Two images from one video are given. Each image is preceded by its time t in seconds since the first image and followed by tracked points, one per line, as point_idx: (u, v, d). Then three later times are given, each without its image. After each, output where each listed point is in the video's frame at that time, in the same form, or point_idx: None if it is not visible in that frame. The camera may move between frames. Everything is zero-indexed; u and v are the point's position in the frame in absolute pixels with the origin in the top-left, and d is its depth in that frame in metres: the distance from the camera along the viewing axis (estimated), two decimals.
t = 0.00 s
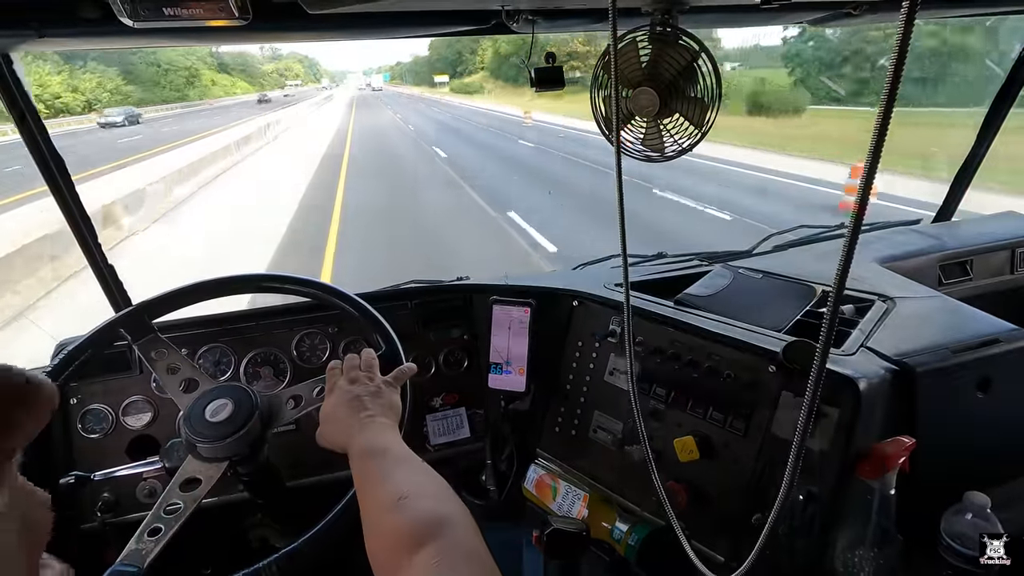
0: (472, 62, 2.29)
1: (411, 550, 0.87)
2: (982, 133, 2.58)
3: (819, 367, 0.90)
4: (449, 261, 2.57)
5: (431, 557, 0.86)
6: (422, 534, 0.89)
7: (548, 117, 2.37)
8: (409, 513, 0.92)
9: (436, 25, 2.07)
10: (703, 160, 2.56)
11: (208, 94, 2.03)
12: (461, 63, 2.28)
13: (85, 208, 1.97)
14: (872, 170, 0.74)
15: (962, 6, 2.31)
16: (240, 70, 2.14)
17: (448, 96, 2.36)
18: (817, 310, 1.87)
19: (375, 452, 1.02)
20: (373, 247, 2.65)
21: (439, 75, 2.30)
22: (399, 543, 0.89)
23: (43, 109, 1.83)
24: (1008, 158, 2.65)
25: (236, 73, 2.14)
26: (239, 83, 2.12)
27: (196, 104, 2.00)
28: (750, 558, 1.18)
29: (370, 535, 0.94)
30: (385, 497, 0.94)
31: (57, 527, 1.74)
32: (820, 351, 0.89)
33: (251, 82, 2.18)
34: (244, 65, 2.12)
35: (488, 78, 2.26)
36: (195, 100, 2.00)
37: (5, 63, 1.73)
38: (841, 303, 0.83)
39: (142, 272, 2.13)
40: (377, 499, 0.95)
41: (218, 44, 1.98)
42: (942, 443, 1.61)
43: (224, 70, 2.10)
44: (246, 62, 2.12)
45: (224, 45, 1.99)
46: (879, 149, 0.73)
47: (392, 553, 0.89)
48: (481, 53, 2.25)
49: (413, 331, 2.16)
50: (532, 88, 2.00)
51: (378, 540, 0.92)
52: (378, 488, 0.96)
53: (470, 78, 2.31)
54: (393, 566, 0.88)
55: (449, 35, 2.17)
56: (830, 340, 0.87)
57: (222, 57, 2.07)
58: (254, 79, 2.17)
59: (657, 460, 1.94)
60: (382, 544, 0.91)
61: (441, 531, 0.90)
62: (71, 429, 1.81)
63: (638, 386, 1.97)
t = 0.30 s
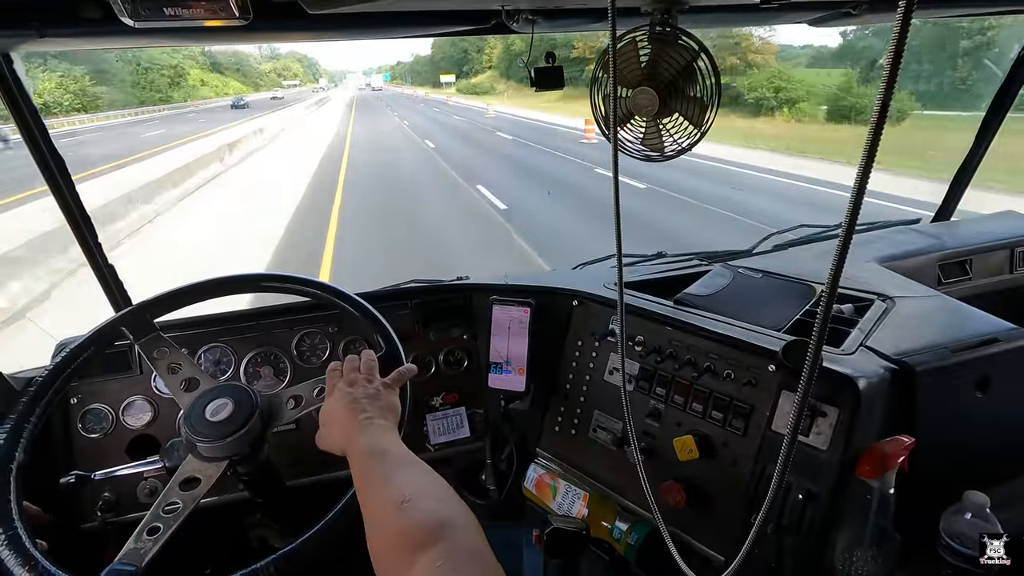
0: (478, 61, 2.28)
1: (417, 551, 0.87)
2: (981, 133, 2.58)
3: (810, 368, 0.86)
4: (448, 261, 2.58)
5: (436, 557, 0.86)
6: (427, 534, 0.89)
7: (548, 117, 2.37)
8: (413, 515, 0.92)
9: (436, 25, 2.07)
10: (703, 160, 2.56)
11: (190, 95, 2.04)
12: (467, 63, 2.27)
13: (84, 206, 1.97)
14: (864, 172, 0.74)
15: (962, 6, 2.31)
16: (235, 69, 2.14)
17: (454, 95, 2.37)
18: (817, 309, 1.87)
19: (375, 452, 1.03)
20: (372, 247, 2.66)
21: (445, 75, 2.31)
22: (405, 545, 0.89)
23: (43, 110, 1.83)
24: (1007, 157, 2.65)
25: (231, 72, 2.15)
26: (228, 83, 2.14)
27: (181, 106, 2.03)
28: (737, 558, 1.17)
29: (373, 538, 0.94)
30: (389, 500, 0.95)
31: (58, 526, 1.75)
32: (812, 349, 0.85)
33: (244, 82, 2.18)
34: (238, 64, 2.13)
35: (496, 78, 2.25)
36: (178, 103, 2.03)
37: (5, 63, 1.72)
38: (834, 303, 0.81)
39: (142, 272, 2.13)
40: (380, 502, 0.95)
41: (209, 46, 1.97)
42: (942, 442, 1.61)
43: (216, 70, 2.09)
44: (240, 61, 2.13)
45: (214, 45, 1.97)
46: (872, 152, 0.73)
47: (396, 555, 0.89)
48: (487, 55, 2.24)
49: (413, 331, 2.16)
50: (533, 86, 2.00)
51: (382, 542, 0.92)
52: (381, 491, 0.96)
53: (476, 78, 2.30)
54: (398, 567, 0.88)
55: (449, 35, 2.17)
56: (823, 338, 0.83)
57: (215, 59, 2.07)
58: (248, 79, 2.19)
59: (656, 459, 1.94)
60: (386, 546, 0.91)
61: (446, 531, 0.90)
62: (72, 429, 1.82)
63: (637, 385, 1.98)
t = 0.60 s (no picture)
0: (485, 60, 2.26)
1: (421, 546, 0.88)
2: (980, 132, 2.59)
3: (811, 365, 0.87)
4: (447, 260, 2.58)
5: (439, 552, 0.86)
6: (430, 530, 0.90)
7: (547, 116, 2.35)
8: (416, 511, 0.92)
9: (435, 24, 2.07)
10: (702, 158, 2.56)
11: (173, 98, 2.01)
12: (474, 61, 2.28)
13: (82, 203, 1.97)
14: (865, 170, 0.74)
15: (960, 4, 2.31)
16: (231, 68, 2.12)
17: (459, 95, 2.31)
18: (816, 307, 1.87)
19: (377, 449, 1.03)
20: (371, 246, 2.66)
21: (454, 75, 2.31)
22: (408, 540, 0.89)
23: (43, 109, 1.84)
24: (1006, 155, 2.65)
25: (226, 71, 2.13)
26: (220, 82, 2.11)
27: (163, 108, 1.99)
28: (742, 552, 1.19)
29: (376, 533, 0.94)
30: (393, 495, 0.95)
31: (58, 524, 1.75)
32: (812, 346, 0.86)
33: (239, 81, 2.14)
34: (233, 64, 2.11)
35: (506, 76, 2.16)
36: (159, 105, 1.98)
37: (4, 61, 1.73)
38: (834, 300, 0.81)
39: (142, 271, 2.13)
40: (383, 498, 0.95)
41: (204, 44, 1.98)
42: (941, 440, 1.62)
43: (208, 69, 2.10)
44: (236, 60, 2.10)
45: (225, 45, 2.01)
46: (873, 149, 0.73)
47: (400, 550, 0.89)
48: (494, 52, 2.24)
49: (413, 329, 2.16)
50: (530, 85, 2.01)
51: (385, 537, 0.92)
52: (383, 487, 0.97)
53: (485, 78, 2.27)
54: (401, 562, 0.88)
55: (447, 33, 2.17)
56: (823, 335, 0.83)
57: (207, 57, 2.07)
58: (244, 79, 2.14)
59: (656, 457, 1.94)
60: (389, 541, 0.91)
61: (448, 528, 0.90)
62: (72, 428, 1.82)
63: (637, 383, 1.98)
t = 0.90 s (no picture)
0: (494, 58, 2.23)
1: (418, 542, 0.87)
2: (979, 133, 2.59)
3: (811, 367, 0.86)
4: (446, 260, 2.58)
5: (437, 548, 0.86)
6: (427, 526, 0.89)
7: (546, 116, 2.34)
8: (414, 507, 0.92)
9: (435, 24, 2.07)
10: (702, 159, 2.55)
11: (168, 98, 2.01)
12: (482, 60, 2.27)
13: (82, 205, 1.98)
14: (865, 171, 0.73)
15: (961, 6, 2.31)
16: (224, 67, 2.15)
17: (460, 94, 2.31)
18: (816, 309, 1.87)
19: (376, 448, 1.03)
20: (370, 247, 2.65)
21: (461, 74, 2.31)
22: (405, 536, 0.89)
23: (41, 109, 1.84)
24: (1006, 157, 2.65)
25: (218, 70, 2.16)
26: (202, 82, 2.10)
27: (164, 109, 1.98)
28: (738, 555, 1.19)
29: (374, 530, 0.93)
30: (390, 492, 0.95)
31: (56, 524, 1.75)
32: (812, 349, 0.85)
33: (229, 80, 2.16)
34: (227, 64, 2.14)
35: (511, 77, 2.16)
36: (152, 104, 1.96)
37: (3, 61, 1.73)
38: (834, 301, 0.81)
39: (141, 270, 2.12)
40: (380, 495, 0.95)
41: (189, 43, 1.98)
42: (940, 442, 1.62)
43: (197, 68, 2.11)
44: (229, 60, 2.13)
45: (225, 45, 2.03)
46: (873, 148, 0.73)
47: (396, 545, 0.89)
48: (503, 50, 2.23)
49: (412, 329, 2.16)
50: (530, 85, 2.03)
51: (382, 534, 0.92)
52: (381, 483, 0.97)
53: (496, 78, 2.24)
54: (397, 558, 0.87)
55: (447, 33, 2.16)
56: (823, 338, 0.83)
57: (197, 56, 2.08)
58: (238, 78, 2.17)
59: (654, 459, 1.94)
60: (386, 537, 0.90)
61: (445, 524, 0.90)
62: (70, 428, 1.81)
63: (636, 384, 1.98)
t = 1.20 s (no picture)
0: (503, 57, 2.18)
1: (421, 554, 0.87)
2: (980, 133, 2.59)
3: (809, 365, 0.87)
4: (446, 262, 2.58)
5: (440, 561, 0.86)
6: (429, 538, 0.89)
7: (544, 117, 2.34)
8: (416, 518, 0.92)
9: (435, 24, 2.06)
10: (702, 159, 2.55)
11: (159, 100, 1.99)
12: (490, 58, 2.24)
13: (81, 204, 1.95)
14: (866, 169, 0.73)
15: (963, 5, 2.30)
16: (217, 66, 2.13)
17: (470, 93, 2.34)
18: (817, 309, 1.86)
19: (376, 456, 1.03)
20: (369, 248, 2.65)
21: (468, 74, 2.33)
22: (407, 548, 0.88)
23: (41, 109, 1.81)
24: (1007, 157, 2.64)
25: (210, 70, 2.14)
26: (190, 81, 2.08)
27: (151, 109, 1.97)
28: (740, 553, 1.20)
29: (375, 540, 0.93)
30: (391, 503, 0.94)
31: (57, 526, 1.75)
32: (811, 348, 0.86)
33: (219, 80, 2.15)
34: (221, 63, 2.12)
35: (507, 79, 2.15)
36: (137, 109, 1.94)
37: (2, 60, 1.70)
38: (833, 302, 0.82)
39: (139, 271, 2.12)
40: (381, 506, 0.95)
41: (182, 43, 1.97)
42: (942, 443, 1.61)
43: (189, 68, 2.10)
44: (222, 58, 2.12)
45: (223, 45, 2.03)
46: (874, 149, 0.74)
47: (398, 557, 0.88)
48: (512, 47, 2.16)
49: (412, 330, 2.15)
50: (528, 84, 2.01)
51: (383, 544, 0.91)
52: (383, 493, 0.96)
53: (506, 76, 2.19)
54: (400, 570, 0.87)
55: (447, 33, 2.16)
56: (822, 338, 0.84)
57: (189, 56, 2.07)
58: (231, 79, 2.17)
59: (655, 460, 1.94)
60: (388, 548, 0.90)
61: (448, 536, 0.90)
62: (70, 429, 1.81)
63: (637, 385, 1.97)
